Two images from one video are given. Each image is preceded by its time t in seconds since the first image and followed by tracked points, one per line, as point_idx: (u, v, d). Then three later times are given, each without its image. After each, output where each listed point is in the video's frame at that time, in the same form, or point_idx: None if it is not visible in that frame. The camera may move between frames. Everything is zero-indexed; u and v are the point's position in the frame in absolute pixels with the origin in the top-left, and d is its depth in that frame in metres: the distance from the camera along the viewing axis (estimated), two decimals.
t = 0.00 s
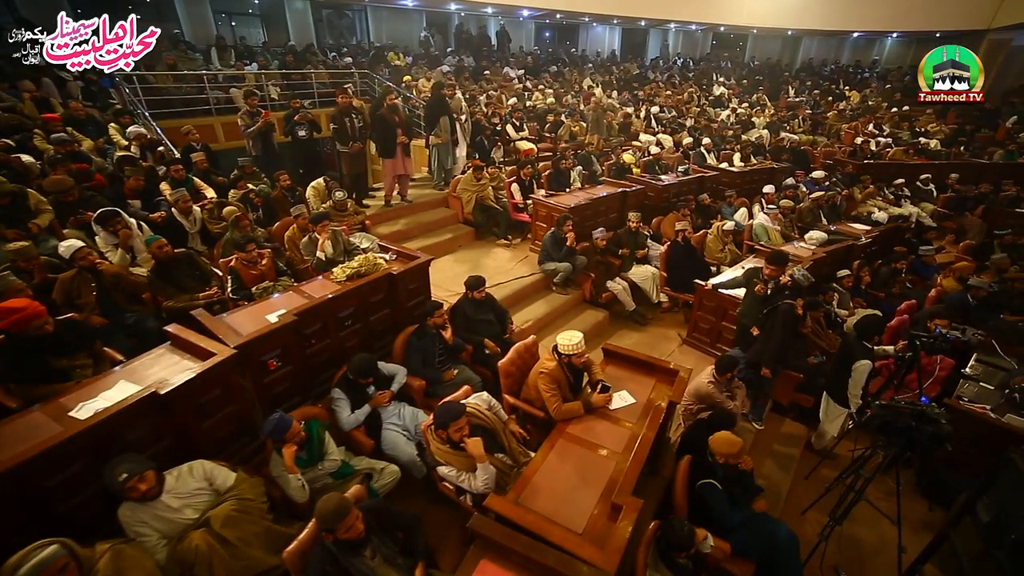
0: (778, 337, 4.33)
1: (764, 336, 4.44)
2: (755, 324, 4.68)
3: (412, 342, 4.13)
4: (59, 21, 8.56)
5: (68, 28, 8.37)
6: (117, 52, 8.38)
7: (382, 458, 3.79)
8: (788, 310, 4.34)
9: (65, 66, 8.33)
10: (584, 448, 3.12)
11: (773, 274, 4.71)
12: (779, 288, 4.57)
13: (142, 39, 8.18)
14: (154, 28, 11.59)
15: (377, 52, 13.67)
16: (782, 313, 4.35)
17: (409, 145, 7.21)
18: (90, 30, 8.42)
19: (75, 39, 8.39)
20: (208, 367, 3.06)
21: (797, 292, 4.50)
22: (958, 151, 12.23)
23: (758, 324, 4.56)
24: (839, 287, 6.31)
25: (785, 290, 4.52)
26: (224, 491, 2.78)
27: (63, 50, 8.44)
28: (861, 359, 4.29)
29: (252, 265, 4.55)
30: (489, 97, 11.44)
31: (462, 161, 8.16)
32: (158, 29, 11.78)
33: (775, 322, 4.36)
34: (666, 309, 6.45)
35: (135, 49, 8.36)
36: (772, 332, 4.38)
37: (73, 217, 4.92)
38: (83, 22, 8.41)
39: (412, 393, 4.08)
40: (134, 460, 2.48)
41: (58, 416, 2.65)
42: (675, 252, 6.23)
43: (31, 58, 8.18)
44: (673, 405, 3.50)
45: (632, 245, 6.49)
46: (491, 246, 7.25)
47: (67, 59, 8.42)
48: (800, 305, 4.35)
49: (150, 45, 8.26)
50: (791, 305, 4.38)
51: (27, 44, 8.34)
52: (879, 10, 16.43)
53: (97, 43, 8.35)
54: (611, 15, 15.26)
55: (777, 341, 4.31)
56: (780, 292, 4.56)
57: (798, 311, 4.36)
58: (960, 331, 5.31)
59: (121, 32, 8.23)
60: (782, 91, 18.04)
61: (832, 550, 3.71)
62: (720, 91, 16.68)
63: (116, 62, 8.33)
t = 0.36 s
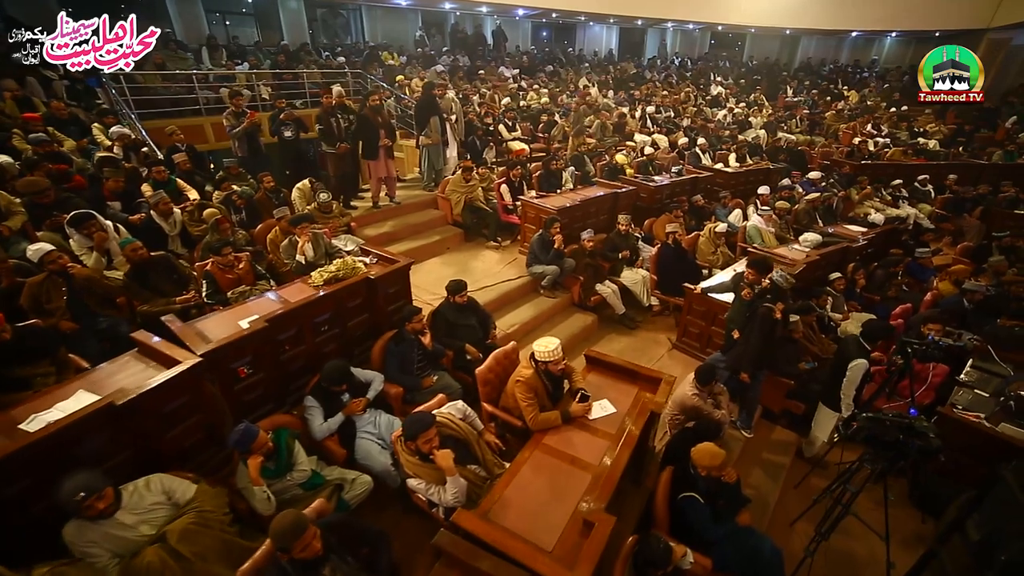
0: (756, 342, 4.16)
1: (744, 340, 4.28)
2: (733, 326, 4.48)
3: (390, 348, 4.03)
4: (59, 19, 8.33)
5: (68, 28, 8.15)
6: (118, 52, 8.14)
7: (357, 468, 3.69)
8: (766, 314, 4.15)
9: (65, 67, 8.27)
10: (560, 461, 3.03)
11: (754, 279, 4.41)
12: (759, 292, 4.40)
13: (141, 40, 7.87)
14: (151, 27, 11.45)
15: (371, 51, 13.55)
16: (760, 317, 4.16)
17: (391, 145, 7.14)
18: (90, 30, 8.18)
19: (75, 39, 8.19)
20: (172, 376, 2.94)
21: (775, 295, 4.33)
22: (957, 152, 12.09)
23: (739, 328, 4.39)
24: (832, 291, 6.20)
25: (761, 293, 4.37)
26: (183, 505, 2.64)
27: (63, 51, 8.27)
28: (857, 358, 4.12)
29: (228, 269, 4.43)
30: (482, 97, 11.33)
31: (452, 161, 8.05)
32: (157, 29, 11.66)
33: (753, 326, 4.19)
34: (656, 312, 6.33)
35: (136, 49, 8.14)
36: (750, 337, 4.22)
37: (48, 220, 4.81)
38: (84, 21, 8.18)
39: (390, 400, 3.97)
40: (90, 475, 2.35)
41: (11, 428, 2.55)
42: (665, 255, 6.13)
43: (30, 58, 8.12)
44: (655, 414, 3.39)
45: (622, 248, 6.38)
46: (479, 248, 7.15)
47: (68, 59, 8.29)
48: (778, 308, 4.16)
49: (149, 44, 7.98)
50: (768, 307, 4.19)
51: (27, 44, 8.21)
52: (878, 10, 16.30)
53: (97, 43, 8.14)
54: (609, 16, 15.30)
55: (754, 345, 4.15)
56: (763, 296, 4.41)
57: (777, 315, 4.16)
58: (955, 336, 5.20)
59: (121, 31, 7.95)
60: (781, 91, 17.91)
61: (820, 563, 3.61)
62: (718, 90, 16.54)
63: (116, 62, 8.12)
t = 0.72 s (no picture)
0: (744, 347, 4.07)
1: (732, 344, 4.20)
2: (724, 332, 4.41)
3: (372, 353, 3.96)
4: (59, 21, 8.55)
5: (67, 28, 8.37)
6: (117, 52, 8.30)
7: (335, 475, 3.60)
8: (753, 317, 4.05)
9: (65, 66, 8.36)
10: (538, 472, 2.95)
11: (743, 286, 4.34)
12: (749, 295, 4.29)
13: (141, 39, 8.04)
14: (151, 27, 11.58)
15: (367, 50, 13.50)
16: (747, 320, 4.06)
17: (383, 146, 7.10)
18: (90, 30, 8.41)
19: (75, 39, 8.40)
20: (139, 384, 2.86)
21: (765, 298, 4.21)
22: (958, 152, 11.96)
23: (729, 332, 4.29)
24: (828, 294, 6.10)
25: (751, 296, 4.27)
26: (147, 516, 2.58)
27: (62, 51, 8.43)
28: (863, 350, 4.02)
29: (209, 272, 4.35)
30: (478, 97, 11.26)
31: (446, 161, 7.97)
32: (156, 28, 11.66)
33: (741, 331, 4.10)
34: (650, 315, 6.22)
35: (135, 48, 8.29)
36: (738, 341, 4.13)
37: (29, 220, 4.74)
38: (83, 22, 8.40)
39: (372, 406, 3.89)
40: (43, 489, 2.26)
41: None
42: (658, 258, 6.03)
43: (32, 58, 8.31)
44: (639, 422, 3.30)
45: (615, 249, 6.28)
46: (471, 250, 7.07)
47: (67, 59, 8.41)
48: (767, 312, 4.03)
49: (148, 44, 8.12)
50: (757, 311, 4.07)
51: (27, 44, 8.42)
52: (880, 9, 16.18)
53: (97, 43, 8.32)
54: (608, 15, 15.23)
55: (744, 350, 4.05)
56: (752, 300, 4.28)
57: (764, 318, 4.06)
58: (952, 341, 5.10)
59: (121, 31, 8.15)
60: (781, 90, 17.80)
61: None
62: (717, 90, 16.44)
63: (115, 61, 8.22)
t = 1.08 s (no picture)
0: (730, 353, 3.97)
1: (718, 349, 4.10)
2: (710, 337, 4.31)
3: (348, 358, 3.86)
4: (60, 19, 8.22)
5: (68, 28, 8.08)
6: (117, 52, 8.08)
7: (309, 483, 3.51)
8: (739, 322, 3.95)
9: (64, 66, 8.06)
10: (510, 482, 2.86)
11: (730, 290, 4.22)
12: (736, 299, 4.19)
13: (141, 40, 7.85)
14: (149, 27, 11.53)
15: (360, 49, 13.37)
16: (733, 326, 3.96)
17: (370, 146, 7.00)
18: (90, 30, 8.14)
19: (75, 39, 8.13)
20: (97, 392, 2.73)
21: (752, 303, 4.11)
22: (955, 152, 11.88)
23: (715, 336, 4.19)
24: (820, 297, 6.00)
25: (738, 300, 4.17)
26: (100, 531, 2.46)
27: (62, 50, 8.17)
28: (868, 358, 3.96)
29: (183, 275, 4.24)
30: (471, 96, 11.16)
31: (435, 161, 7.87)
32: (156, 28, 11.63)
33: (727, 337, 4.00)
34: (639, 318, 6.13)
35: (135, 49, 8.06)
36: (724, 345, 4.03)
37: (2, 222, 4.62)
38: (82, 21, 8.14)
39: (347, 411, 3.80)
40: None
41: None
42: (647, 260, 5.94)
43: (30, 58, 8.11)
44: (617, 431, 3.20)
45: (604, 251, 6.18)
46: (459, 251, 6.97)
47: (67, 59, 8.15)
48: (753, 316, 3.93)
49: (149, 44, 7.92)
50: (743, 316, 3.97)
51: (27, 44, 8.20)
52: (878, 8, 16.09)
53: (97, 43, 8.07)
54: (604, 14, 15.12)
55: (729, 355, 3.96)
56: (739, 304, 4.18)
57: (751, 323, 3.97)
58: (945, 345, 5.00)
59: (121, 31, 7.88)
60: (778, 90, 17.69)
61: None
62: (714, 89, 16.32)
63: (115, 62, 8.02)
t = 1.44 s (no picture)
0: (712, 358, 3.89)
1: (701, 354, 4.01)
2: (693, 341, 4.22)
3: (321, 365, 3.76)
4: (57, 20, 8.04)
5: (67, 27, 7.90)
6: (117, 52, 8.02)
7: (278, 492, 3.42)
8: (721, 327, 3.86)
9: (64, 67, 7.90)
10: (478, 493, 2.78)
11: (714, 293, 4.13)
12: (720, 302, 4.10)
13: (143, 39, 7.93)
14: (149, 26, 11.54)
15: (352, 47, 13.27)
16: (715, 331, 3.87)
17: (356, 146, 6.91)
18: (90, 30, 8.02)
19: (75, 39, 7.95)
20: (46, 402, 2.56)
21: (736, 307, 4.02)
22: (949, 151, 11.83)
23: (698, 341, 4.11)
24: (809, 299, 5.91)
25: (722, 304, 4.08)
26: (46, 548, 2.36)
27: (62, 51, 7.93)
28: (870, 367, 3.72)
29: (155, 279, 4.14)
30: (462, 95, 11.07)
31: (422, 161, 7.77)
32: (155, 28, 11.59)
33: (709, 343, 3.92)
34: (626, 320, 6.04)
35: (136, 49, 8.08)
36: (707, 350, 3.94)
37: None
38: (82, 21, 8.01)
39: (320, 418, 3.70)
40: None
41: None
42: (633, 261, 5.87)
43: (30, 58, 7.87)
44: (591, 439, 3.12)
45: (591, 252, 6.08)
46: (445, 252, 6.88)
47: (67, 59, 7.94)
48: (736, 321, 3.85)
49: (150, 43, 8.02)
50: (726, 320, 3.88)
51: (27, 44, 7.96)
52: (873, 7, 16.08)
53: (97, 43, 7.96)
54: (598, 13, 15.05)
55: (712, 361, 3.87)
56: (722, 307, 4.09)
57: (734, 328, 3.88)
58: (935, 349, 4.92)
59: (121, 31, 7.88)
60: (773, 89, 17.63)
61: None
62: (708, 88, 16.25)
63: (116, 62, 7.94)
